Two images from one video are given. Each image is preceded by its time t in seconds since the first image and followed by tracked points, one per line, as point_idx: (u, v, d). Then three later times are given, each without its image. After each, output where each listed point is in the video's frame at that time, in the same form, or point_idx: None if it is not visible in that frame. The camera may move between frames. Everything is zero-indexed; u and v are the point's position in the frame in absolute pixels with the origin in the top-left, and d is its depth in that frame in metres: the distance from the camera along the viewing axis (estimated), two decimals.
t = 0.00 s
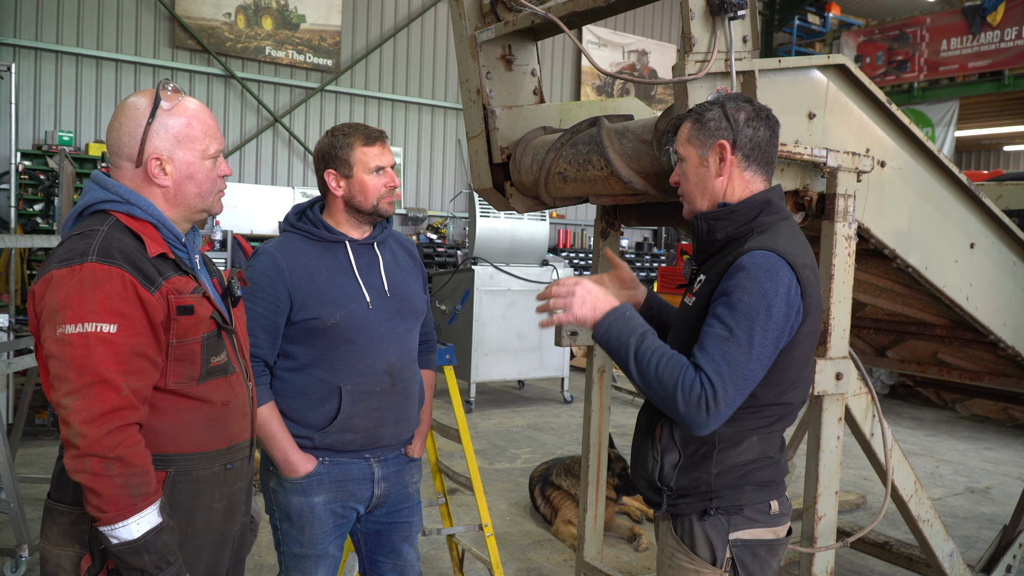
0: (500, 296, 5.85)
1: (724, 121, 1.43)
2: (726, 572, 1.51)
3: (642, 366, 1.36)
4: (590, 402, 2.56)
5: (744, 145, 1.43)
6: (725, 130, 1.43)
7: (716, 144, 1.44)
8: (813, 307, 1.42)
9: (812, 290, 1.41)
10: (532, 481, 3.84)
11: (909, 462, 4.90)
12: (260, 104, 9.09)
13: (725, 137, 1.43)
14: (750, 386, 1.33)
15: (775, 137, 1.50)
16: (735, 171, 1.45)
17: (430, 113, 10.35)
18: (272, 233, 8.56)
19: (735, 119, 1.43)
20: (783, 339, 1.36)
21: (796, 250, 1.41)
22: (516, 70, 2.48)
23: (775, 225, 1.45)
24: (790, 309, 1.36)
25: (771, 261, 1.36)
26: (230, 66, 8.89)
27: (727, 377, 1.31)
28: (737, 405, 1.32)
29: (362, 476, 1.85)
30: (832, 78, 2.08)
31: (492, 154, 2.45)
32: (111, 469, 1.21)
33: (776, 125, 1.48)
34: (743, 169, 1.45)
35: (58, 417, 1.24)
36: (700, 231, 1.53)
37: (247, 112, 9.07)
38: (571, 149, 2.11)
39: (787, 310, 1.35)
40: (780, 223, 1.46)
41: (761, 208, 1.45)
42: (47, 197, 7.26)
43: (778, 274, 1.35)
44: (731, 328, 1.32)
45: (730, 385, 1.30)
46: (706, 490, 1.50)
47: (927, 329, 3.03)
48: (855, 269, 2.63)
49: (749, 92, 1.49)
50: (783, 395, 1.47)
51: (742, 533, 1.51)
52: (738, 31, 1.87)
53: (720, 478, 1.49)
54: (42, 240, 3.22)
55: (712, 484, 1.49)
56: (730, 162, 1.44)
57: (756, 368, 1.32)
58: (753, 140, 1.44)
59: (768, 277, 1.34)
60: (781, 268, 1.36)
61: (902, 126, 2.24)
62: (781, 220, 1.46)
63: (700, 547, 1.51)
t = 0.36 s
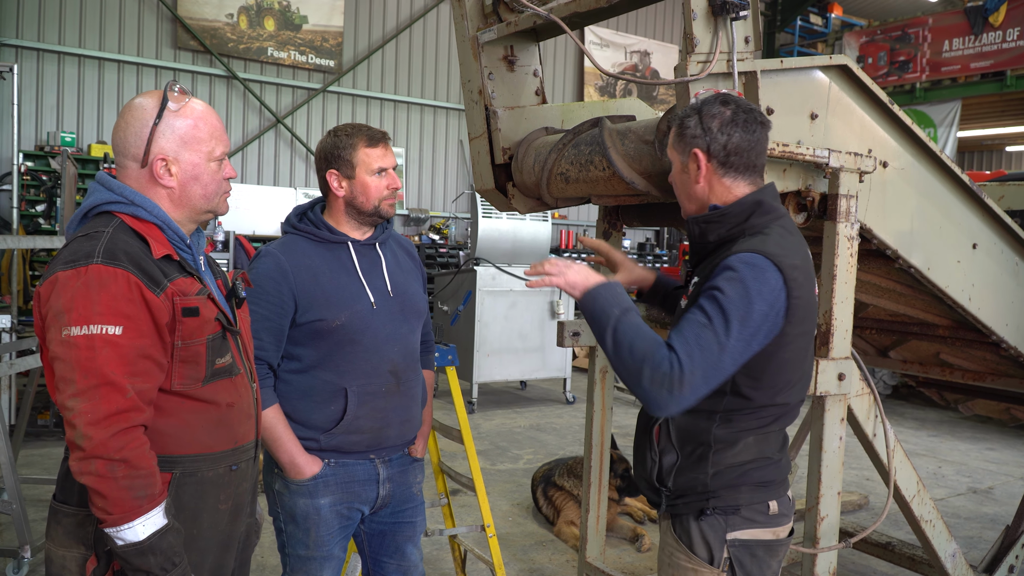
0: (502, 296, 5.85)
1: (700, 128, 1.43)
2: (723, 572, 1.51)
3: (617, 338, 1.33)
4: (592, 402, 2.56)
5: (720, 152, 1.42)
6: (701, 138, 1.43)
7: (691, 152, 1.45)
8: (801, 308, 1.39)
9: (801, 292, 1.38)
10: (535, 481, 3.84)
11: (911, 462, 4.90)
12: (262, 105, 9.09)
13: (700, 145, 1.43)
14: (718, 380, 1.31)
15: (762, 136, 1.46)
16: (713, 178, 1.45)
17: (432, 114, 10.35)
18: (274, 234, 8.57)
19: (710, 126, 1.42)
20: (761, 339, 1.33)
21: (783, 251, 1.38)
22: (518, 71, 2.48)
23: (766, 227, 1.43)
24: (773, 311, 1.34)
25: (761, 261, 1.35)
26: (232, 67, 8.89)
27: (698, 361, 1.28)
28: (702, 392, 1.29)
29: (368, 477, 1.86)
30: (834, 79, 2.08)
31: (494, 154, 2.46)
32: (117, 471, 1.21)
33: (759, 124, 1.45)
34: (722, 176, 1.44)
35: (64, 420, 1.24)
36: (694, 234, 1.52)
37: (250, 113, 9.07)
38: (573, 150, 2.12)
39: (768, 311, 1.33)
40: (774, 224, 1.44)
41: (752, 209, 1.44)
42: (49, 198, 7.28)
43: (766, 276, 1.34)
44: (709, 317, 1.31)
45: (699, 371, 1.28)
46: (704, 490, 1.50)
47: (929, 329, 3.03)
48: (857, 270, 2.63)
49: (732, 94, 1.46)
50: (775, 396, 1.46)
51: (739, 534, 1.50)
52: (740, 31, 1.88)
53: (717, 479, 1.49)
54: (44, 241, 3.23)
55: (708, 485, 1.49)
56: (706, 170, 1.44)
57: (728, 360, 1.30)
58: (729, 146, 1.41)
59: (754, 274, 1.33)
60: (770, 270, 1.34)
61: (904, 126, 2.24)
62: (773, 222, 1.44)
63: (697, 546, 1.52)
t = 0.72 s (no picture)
0: (504, 297, 5.85)
1: (684, 127, 1.42)
2: (705, 569, 1.50)
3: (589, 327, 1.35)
4: (593, 403, 2.55)
5: (699, 154, 1.41)
6: (684, 137, 1.43)
7: (675, 149, 1.45)
8: (770, 300, 1.38)
9: (767, 284, 1.37)
10: (536, 482, 3.83)
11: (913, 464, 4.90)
12: (265, 105, 9.11)
13: (682, 144, 1.43)
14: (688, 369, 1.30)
15: (748, 140, 1.43)
16: (693, 177, 1.46)
17: (434, 114, 10.36)
18: (276, 234, 8.57)
19: (693, 126, 1.41)
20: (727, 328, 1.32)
21: (748, 243, 1.37)
22: (520, 71, 2.48)
23: (739, 223, 1.42)
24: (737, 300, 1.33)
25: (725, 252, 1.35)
26: (235, 67, 8.91)
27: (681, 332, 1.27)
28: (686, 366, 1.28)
29: (372, 478, 1.87)
30: (837, 80, 2.08)
31: (496, 155, 2.46)
32: (121, 471, 1.22)
33: (746, 127, 1.42)
34: (702, 176, 1.45)
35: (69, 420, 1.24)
36: (671, 230, 1.55)
37: (252, 113, 9.08)
38: (575, 151, 2.12)
39: (735, 299, 1.33)
40: (749, 220, 1.42)
41: (724, 207, 1.43)
42: (53, 197, 7.31)
43: (732, 264, 1.33)
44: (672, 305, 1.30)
45: (683, 342, 1.27)
46: (683, 486, 1.50)
47: (931, 331, 3.03)
48: (859, 271, 2.62)
49: (722, 91, 1.43)
50: (747, 391, 1.44)
51: (721, 530, 1.49)
52: (742, 33, 1.88)
53: (693, 476, 1.48)
54: (48, 241, 3.23)
55: (687, 481, 1.49)
56: (687, 167, 1.45)
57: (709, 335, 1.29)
58: (709, 149, 1.40)
59: (724, 258, 1.34)
60: (735, 260, 1.34)
61: (906, 128, 2.24)
62: (748, 218, 1.42)
63: (679, 542, 1.52)
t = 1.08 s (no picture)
0: (506, 298, 5.85)
1: (676, 127, 1.43)
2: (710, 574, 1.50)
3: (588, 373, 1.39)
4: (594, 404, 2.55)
5: (694, 151, 1.42)
6: (678, 136, 1.43)
7: (669, 150, 1.46)
8: (771, 305, 1.37)
9: (767, 291, 1.36)
10: (538, 483, 3.83)
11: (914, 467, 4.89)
12: (267, 105, 9.12)
13: (676, 144, 1.44)
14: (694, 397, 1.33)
15: (741, 135, 1.43)
16: (689, 177, 1.45)
17: (436, 115, 10.37)
18: (277, 235, 8.58)
19: (686, 125, 1.42)
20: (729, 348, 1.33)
21: (746, 252, 1.36)
22: (523, 73, 2.49)
23: (736, 227, 1.41)
24: (736, 318, 1.33)
25: (723, 267, 1.34)
26: (237, 67, 8.92)
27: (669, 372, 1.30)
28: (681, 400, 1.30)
29: (375, 479, 1.87)
30: (839, 82, 2.09)
31: (499, 157, 2.46)
32: (123, 472, 1.22)
33: (739, 122, 1.41)
34: (698, 176, 1.44)
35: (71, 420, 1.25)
36: (667, 236, 1.54)
37: (254, 114, 9.09)
38: (577, 152, 2.12)
39: (734, 313, 1.32)
40: (746, 223, 1.42)
41: (721, 209, 1.43)
42: (55, 198, 7.33)
43: (728, 280, 1.33)
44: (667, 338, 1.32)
45: (671, 380, 1.29)
46: (687, 491, 1.50)
47: (933, 333, 3.02)
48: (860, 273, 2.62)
49: (712, 90, 1.44)
50: (751, 398, 1.44)
51: (725, 536, 1.49)
52: (744, 35, 1.88)
53: (698, 482, 1.48)
54: (51, 241, 3.24)
55: (691, 488, 1.49)
56: (683, 168, 1.45)
57: (700, 365, 1.30)
58: (702, 146, 1.41)
59: (716, 276, 1.33)
60: (733, 275, 1.33)
61: (908, 130, 2.25)
62: (743, 224, 1.42)
63: (683, 548, 1.52)
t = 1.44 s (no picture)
0: (507, 300, 5.86)
1: (587, 180, 1.34)
2: None
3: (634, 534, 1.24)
4: (596, 406, 2.55)
5: (608, 198, 1.31)
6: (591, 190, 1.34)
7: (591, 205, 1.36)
8: (738, 317, 1.24)
9: (724, 315, 1.23)
10: (540, 484, 3.83)
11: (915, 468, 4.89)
12: (269, 107, 9.14)
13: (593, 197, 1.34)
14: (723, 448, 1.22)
15: (654, 166, 1.33)
16: (616, 225, 1.34)
17: (438, 117, 10.39)
18: (279, 237, 8.60)
19: (593, 175, 1.32)
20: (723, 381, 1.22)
21: (687, 287, 1.23)
22: (524, 74, 2.49)
23: (674, 260, 1.28)
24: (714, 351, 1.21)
25: (677, 312, 1.21)
26: (239, 70, 8.94)
27: (700, 442, 1.19)
28: (723, 451, 1.20)
29: (377, 481, 1.87)
30: (840, 84, 2.09)
31: (500, 158, 2.47)
32: (126, 473, 1.22)
33: (645, 155, 1.32)
34: (623, 220, 1.32)
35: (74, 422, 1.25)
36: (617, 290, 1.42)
37: (256, 116, 9.11)
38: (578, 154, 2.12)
39: (711, 347, 1.21)
40: (683, 247, 1.29)
41: (654, 248, 1.30)
42: (56, 200, 7.35)
43: (690, 322, 1.20)
44: (672, 419, 1.21)
45: (705, 440, 1.19)
46: (723, 515, 1.40)
47: (934, 335, 3.02)
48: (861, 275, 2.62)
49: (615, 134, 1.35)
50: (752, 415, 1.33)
51: (764, 560, 1.37)
52: (746, 37, 1.87)
53: (730, 506, 1.38)
54: (52, 243, 3.24)
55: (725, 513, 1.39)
56: (607, 219, 1.34)
57: (718, 412, 1.20)
58: (614, 190, 1.30)
59: (676, 324, 1.20)
60: (686, 315, 1.21)
61: (910, 132, 2.25)
62: (684, 252, 1.28)
63: None
